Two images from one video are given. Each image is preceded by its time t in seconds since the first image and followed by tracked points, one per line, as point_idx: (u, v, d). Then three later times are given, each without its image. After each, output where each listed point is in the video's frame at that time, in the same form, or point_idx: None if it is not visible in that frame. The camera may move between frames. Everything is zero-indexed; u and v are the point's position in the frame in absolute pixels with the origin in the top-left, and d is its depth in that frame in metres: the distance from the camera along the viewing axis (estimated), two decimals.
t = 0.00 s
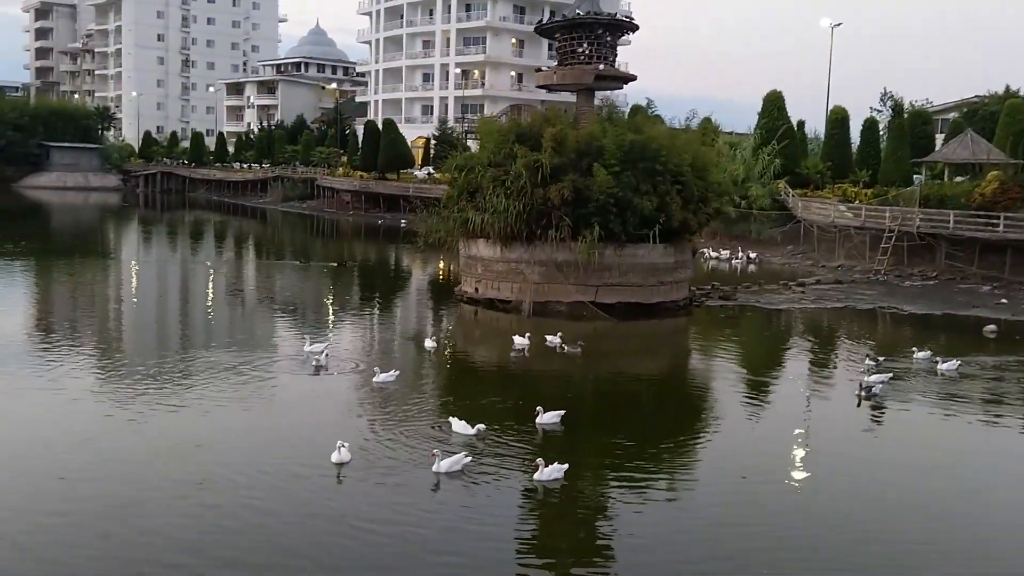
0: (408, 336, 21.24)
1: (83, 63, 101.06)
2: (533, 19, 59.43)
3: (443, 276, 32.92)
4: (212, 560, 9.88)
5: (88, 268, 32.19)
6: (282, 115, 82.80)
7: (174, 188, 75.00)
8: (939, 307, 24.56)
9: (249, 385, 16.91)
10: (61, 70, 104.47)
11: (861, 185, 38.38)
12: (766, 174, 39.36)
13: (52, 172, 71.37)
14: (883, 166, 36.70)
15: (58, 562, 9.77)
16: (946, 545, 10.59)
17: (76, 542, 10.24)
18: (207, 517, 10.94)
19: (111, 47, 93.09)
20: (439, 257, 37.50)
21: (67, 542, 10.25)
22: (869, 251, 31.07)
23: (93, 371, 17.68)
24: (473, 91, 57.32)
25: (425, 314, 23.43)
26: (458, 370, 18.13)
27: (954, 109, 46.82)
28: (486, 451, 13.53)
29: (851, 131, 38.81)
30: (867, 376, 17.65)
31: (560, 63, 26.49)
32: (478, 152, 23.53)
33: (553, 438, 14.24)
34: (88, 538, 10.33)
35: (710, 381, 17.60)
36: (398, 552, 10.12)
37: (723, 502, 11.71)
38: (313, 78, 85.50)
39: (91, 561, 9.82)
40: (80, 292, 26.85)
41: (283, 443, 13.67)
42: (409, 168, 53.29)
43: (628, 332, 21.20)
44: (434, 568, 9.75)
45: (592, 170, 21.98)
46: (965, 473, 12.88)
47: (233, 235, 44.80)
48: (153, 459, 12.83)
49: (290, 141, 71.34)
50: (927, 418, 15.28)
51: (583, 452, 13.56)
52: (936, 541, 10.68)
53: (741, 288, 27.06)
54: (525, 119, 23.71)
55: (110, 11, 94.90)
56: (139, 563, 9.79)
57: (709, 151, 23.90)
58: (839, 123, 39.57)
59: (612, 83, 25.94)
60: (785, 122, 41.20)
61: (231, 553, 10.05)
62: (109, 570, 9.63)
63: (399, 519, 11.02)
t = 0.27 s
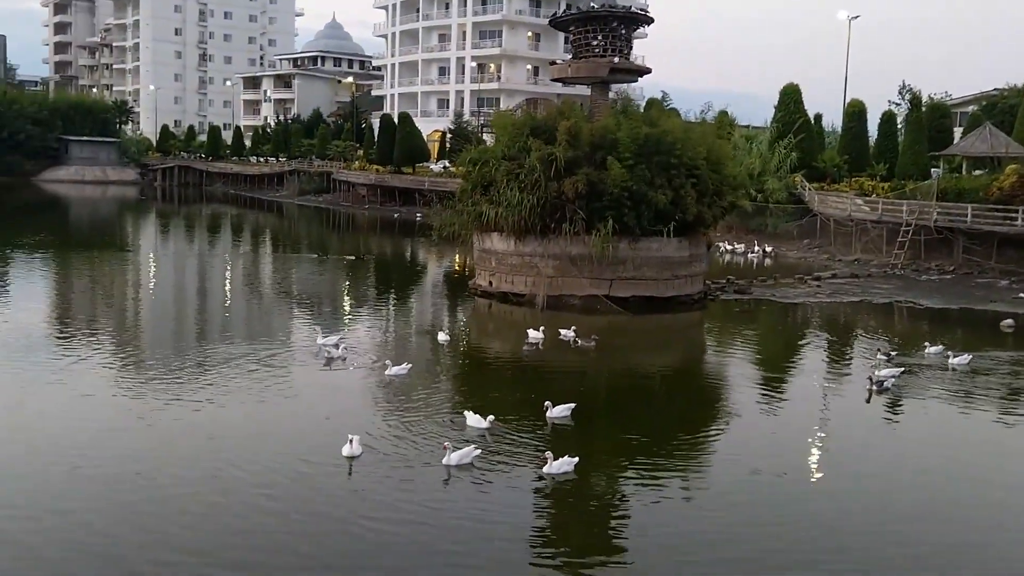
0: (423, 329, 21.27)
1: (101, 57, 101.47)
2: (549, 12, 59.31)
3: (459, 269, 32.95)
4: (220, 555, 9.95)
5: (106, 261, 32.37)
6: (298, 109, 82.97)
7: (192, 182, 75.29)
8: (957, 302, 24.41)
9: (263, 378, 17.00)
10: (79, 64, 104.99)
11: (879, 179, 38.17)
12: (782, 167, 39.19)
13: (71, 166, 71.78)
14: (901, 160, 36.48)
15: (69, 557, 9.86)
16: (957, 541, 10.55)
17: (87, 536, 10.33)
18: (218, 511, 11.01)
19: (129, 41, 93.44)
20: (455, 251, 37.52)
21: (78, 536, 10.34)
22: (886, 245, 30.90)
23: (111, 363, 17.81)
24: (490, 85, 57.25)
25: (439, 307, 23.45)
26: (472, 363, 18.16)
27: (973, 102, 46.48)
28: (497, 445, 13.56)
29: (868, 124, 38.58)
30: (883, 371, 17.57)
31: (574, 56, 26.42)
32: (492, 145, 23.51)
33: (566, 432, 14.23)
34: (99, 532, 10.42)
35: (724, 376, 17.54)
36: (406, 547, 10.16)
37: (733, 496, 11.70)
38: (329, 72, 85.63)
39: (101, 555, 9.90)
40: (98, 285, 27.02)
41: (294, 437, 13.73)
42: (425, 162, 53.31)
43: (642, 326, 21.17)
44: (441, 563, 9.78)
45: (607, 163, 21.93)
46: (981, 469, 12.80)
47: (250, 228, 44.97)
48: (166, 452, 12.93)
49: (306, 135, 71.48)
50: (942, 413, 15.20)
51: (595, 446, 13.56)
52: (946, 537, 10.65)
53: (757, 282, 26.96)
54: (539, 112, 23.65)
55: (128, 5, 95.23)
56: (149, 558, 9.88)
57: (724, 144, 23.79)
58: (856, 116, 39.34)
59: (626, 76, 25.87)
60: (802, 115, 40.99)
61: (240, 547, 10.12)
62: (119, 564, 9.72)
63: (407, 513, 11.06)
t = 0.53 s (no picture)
0: (433, 325, 21.26)
1: (114, 53, 101.80)
2: (561, 8, 59.22)
3: (469, 265, 32.93)
4: (226, 550, 9.92)
5: (119, 256, 32.51)
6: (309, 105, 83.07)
7: (204, 178, 75.49)
8: (969, 298, 24.29)
9: (273, 373, 17.02)
10: (92, 59, 105.31)
11: (891, 175, 38.04)
12: (794, 163, 39.08)
13: (83, 161, 72.01)
14: (913, 156, 36.30)
15: (74, 552, 9.85)
16: (967, 540, 10.47)
17: (92, 531, 10.32)
18: (224, 506, 11.00)
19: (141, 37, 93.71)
20: (465, 246, 37.53)
21: (84, 530, 10.33)
22: (898, 241, 30.76)
23: (121, 357, 17.86)
24: (500, 81, 57.18)
25: (449, 303, 23.45)
26: (480, 358, 18.14)
27: (985, 98, 46.26)
28: (504, 441, 13.52)
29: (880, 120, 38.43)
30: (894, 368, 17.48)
31: (584, 51, 26.34)
32: (501, 141, 23.47)
33: (574, 428, 14.19)
34: (105, 527, 10.42)
35: (735, 372, 17.47)
36: (412, 543, 10.12)
37: (741, 493, 11.64)
38: (340, 68, 85.71)
39: (107, 550, 9.90)
40: (109, 280, 27.10)
41: (302, 432, 13.73)
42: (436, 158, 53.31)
43: (652, 322, 21.13)
44: (447, 560, 9.74)
45: (616, 159, 21.88)
46: (991, 467, 12.73)
47: (261, 223, 45.06)
48: (173, 447, 12.92)
49: (318, 131, 71.58)
50: (953, 410, 15.11)
51: (603, 442, 13.54)
52: (956, 536, 10.57)
53: (767, 278, 26.88)
54: (549, 107, 23.58)
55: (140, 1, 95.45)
56: (155, 552, 9.86)
57: (734, 139, 23.69)
58: (868, 112, 39.18)
59: (637, 71, 25.79)
60: (813, 111, 40.84)
61: (246, 542, 10.10)
62: (124, 559, 9.71)
63: (414, 509, 11.02)
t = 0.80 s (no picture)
0: (439, 321, 21.27)
1: (122, 50, 101.99)
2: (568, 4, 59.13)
3: (475, 262, 32.92)
4: (229, 547, 9.94)
5: (127, 252, 32.57)
6: (317, 102, 83.14)
7: (212, 174, 75.60)
8: (977, 295, 24.20)
9: (279, 370, 17.05)
10: (101, 57, 105.52)
11: (899, 171, 37.91)
12: (801, 160, 38.98)
13: (91, 158, 72.18)
14: (921, 152, 36.19)
15: (78, 548, 9.87)
16: (971, 537, 10.44)
17: (96, 528, 10.34)
18: (228, 503, 11.02)
19: (149, 34, 93.88)
20: (472, 243, 37.52)
21: (87, 527, 10.35)
22: (905, 238, 30.65)
23: (129, 354, 17.91)
24: (508, 77, 57.12)
25: (455, 300, 23.46)
26: (486, 355, 18.14)
27: (994, 95, 46.10)
28: (507, 437, 13.55)
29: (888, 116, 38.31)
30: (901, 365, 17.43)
31: (590, 47, 26.28)
32: (508, 137, 23.45)
33: (579, 424, 14.19)
34: (109, 524, 10.44)
35: (741, 369, 17.45)
36: (414, 541, 10.12)
37: (745, 490, 11.63)
38: (348, 64, 85.73)
39: (110, 547, 9.92)
40: (117, 277, 27.17)
41: (307, 429, 13.75)
42: (443, 154, 53.31)
43: (658, 319, 21.10)
44: (449, 558, 9.74)
45: (622, 155, 21.85)
46: (998, 464, 12.69)
47: (269, 220, 45.12)
48: (178, 443, 12.94)
49: (325, 128, 71.65)
50: (960, 408, 15.06)
51: (608, 439, 13.53)
52: (959, 533, 10.55)
53: (774, 275, 26.81)
54: (555, 104, 23.56)
55: None
56: (158, 550, 9.88)
57: (741, 136, 23.63)
58: (876, 108, 39.07)
59: (643, 68, 25.73)
60: (821, 108, 40.74)
61: (248, 540, 10.11)
62: (127, 557, 9.72)
63: (416, 506, 11.03)
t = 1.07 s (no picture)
0: (444, 316, 21.26)
1: (130, 46, 102.09)
2: None
3: (482, 257, 32.93)
4: (232, 543, 9.93)
5: (133, 247, 32.60)
6: (324, 97, 83.17)
7: (219, 169, 75.68)
8: (984, 290, 24.13)
9: (285, 364, 17.07)
10: (108, 52, 105.64)
11: (906, 166, 37.80)
12: (808, 154, 38.88)
13: (99, 153, 72.31)
14: (929, 147, 36.08)
15: (82, 545, 9.87)
16: (973, 534, 10.43)
17: (99, 524, 10.33)
18: (231, 499, 11.02)
19: (157, 30, 93.97)
20: (479, 238, 37.51)
21: (92, 524, 10.35)
22: (913, 233, 30.56)
23: (137, 348, 17.95)
24: (515, 72, 57.06)
25: (460, 295, 23.44)
26: (492, 350, 18.15)
27: (1002, 89, 45.95)
28: (511, 432, 13.55)
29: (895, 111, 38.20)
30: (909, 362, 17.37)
31: (596, 42, 26.22)
32: (514, 132, 23.41)
33: (583, 419, 14.17)
34: (114, 520, 10.43)
35: (746, 364, 17.42)
36: (417, 536, 10.11)
37: (750, 486, 11.61)
38: (355, 59, 85.73)
39: (115, 543, 9.92)
40: (125, 271, 27.24)
41: (311, 424, 13.75)
42: (449, 149, 53.29)
43: (663, 314, 21.08)
44: (452, 555, 9.72)
45: (628, 150, 21.81)
46: (1003, 461, 12.65)
47: (275, 215, 45.16)
48: (182, 439, 12.95)
49: (332, 123, 71.70)
50: (966, 404, 15.01)
51: (611, 434, 13.53)
52: (964, 529, 10.52)
53: (780, 270, 26.74)
54: (561, 99, 23.52)
55: None
56: (162, 546, 9.87)
57: (747, 131, 23.57)
58: (883, 103, 38.98)
59: (649, 62, 25.66)
60: (828, 103, 40.66)
61: (251, 536, 10.10)
62: (131, 552, 9.72)
63: (419, 502, 11.02)
